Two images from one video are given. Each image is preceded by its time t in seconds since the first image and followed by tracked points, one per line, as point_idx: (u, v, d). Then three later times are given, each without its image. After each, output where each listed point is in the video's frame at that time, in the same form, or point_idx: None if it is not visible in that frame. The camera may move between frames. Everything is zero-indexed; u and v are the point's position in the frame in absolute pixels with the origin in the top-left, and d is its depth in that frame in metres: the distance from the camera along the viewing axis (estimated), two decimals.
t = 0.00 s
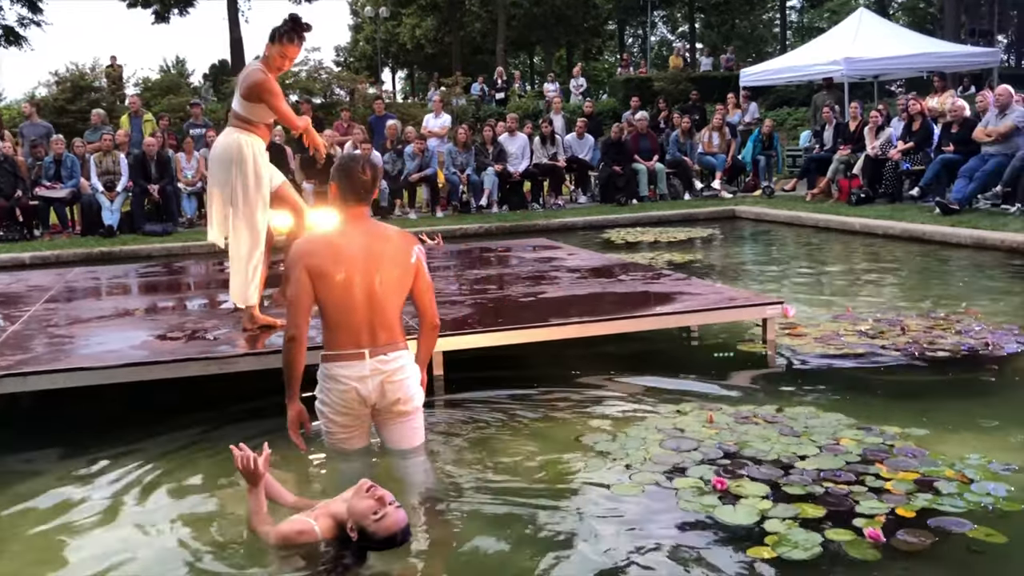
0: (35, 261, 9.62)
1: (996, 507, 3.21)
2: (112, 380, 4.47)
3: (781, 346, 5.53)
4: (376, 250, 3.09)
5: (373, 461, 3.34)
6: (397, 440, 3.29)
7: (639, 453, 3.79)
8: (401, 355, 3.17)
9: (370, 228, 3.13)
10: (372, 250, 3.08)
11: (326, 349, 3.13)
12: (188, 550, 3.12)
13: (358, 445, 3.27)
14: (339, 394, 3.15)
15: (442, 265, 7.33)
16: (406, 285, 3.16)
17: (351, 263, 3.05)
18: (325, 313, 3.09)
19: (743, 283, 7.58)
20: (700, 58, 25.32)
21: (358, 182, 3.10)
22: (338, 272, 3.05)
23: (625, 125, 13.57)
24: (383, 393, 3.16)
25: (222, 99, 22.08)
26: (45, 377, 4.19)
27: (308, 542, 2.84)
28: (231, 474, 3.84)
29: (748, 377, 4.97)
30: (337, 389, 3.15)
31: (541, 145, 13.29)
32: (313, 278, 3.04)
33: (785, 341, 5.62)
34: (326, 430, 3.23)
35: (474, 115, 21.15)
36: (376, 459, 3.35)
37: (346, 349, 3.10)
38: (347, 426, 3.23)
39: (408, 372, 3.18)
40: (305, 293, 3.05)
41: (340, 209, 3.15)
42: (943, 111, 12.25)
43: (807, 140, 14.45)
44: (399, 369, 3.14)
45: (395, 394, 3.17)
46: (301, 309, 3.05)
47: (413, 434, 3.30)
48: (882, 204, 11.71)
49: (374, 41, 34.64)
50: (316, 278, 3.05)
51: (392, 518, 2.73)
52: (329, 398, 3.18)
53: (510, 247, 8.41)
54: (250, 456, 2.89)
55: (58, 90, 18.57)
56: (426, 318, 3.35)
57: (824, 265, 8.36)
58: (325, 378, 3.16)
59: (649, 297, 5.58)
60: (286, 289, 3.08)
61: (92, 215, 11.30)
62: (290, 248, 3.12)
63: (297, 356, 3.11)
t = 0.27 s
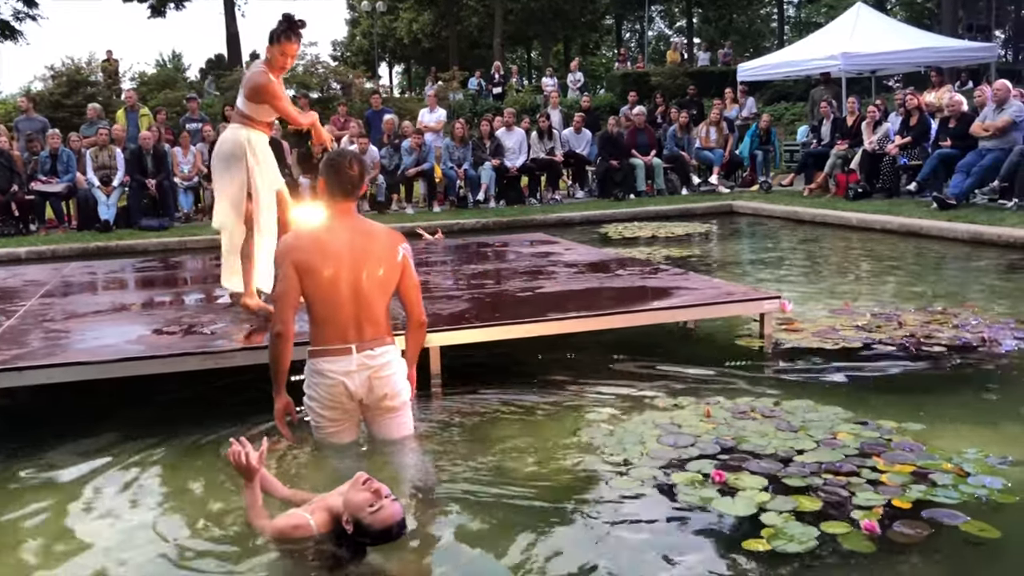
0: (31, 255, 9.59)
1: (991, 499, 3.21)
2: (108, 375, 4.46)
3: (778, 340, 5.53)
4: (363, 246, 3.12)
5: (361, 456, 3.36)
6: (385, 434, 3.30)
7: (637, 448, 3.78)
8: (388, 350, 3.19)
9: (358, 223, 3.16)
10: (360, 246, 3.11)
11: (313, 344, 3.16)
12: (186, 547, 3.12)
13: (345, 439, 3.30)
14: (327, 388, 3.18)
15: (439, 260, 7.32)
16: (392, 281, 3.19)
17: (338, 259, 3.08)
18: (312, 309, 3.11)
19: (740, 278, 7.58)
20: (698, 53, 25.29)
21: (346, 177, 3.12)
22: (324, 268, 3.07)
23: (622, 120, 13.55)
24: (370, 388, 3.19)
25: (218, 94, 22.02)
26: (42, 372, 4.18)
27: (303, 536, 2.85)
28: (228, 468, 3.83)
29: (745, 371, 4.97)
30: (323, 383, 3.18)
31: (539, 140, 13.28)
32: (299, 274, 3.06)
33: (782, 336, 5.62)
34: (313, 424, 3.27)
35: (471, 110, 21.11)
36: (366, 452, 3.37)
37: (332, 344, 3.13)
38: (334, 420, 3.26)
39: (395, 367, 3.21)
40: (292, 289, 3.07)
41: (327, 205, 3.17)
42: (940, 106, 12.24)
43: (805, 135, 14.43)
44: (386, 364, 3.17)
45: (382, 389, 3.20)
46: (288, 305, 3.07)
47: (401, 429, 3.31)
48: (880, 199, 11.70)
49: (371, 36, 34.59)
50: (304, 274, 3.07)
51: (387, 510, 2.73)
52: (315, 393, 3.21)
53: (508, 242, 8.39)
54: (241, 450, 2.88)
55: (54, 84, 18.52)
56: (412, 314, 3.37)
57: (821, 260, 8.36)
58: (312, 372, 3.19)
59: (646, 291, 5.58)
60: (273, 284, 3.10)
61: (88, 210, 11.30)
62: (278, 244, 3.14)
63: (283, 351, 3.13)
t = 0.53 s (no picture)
0: (31, 252, 9.61)
1: (987, 496, 3.23)
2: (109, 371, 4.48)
3: (777, 338, 5.55)
4: (356, 245, 3.14)
5: (356, 451, 3.40)
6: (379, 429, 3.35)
7: (636, 445, 3.81)
8: (381, 349, 3.23)
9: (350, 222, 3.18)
10: (354, 244, 3.14)
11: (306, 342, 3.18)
12: (188, 542, 3.15)
13: (341, 435, 3.32)
14: (323, 386, 3.21)
15: (439, 257, 7.34)
16: (385, 279, 3.22)
17: (333, 257, 3.10)
18: (306, 308, 3.13)
19: (738, 276, 7.60)
20: (697, 51, 25.30)
21: (341, 176, 3.14)
22: (319, 267, 3.09)
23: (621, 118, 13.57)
24: (364, 385, 3.23)
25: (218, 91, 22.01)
26: (43, 368, 4.20)
27: (302, 533, 2.86)
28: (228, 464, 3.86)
29: (743, 368, 4.99)
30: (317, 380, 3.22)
31: (538, 138, 13.32)
32: (294, 273, 3.08)
33: (780, 334, 5.65)
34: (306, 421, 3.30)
35: (471, 107, 21.12)
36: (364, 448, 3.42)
37: (326, 342, 3.16)
38: (329, 416, 3.29)
39: (387, 365, 3.25)
40: (286, 288, 3.08)
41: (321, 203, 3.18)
42: (939, 105, 12.27)
43: (803, 133, 14.45)
44: (380, 362, 3.21)
45: (375, 386, 3.24)
46: (281, 304, 3.09)
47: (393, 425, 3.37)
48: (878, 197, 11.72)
49: (370, 33, 34.58)
50: (298, 272, 3.08)
51: (387, 507, 2.75)
52: (309, 390, 3.24)
53: (507, 240, 8.42)
54: (240, 448, 2.91)
55: (53, 81, 18.55)
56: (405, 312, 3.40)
57: (819, 258, 8.38)
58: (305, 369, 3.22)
59: (646, 289, 5.60)
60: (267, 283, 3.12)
61: (88, 206, 11.33)
62: (272, 243, 3.15)
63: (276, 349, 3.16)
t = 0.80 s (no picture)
0: (30, 250, 9.60)
1: (987, 495, 3.23)
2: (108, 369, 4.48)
3: (777, 337, 5.55)
4: (354, 244, 3.13)
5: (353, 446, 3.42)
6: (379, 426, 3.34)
7: (635, 444, 3.80)
8: (379, 347, 3.22)
9: (348, 219, 3.16)
10: (352, 242, 3.12)
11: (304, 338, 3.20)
12: (187, 540, 3.14)
13: (340, 431, 3.32)
14: (321, 382, 3.20)
15: (439, 255, 7.33)
16: (384, 277, 3.20)
17: (330, 256, 3.10)
18: (303, 305, 3.14)
19: (739, 275, 7.59)
20: (697, 49, 25.28)
21: (341, 172, 3.12)
22: (315, 266, 3.09)
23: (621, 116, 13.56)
24: (361, 383, 3.22)
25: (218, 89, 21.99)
26: (42, 365, 4.20)
27: (300, 530, 2.87)
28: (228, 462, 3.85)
29: (744, 367, 4.98)
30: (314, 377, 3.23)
31: (539, 136, 13.28)
32: (290, 271, 3.09)
33: (780, 332, 5.64)
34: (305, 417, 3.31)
35: (471, 105, 21.10)
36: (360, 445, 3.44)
37: (323, 340, 3.16)
38: (328, 412, 3.29)
39: (385, 363, 3.24)
40: (282, 285, 3.09)
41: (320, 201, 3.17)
42: (939, 104, 12.26)
43: (804, 132, 14.44)
44: (377, 361, 3.21)
45: (373, 384, 3.24)
46: (277, 302, 3.10)
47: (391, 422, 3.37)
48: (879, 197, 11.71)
49: (371, 31, 34.56)
50: (294, 270, 3.09)
51: (387, 504, 2.74)
52: (307, 387, 3.25)
53: (507, 238, 8.41)
54: (239, 445, 2.91)
55: (53, 78, 18.56)
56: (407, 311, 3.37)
57: (820, 257, 8.37)
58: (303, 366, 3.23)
59: (646, 288, 5.59)
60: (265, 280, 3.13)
61: (88, 203, 11.32)
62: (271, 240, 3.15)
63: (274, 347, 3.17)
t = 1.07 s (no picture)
0: (30, 248, 9.60)
1: (987, 496, 3.23)
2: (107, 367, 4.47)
3: (776, 337, 5.55)
4: (356, 243, 3.14)
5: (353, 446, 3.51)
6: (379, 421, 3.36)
7: (634, 444, 3.80)
8: (380, 344, 3.24)
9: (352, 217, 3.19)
10: (353, 241, 3.14)
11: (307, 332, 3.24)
12: (186, 537, 3.14)
13: (339, 424, 3.35)
14: (320, 376, 3.23)
15: (438, 255, 7.33)
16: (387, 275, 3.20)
17: (331, 253, 3.13)
18: (306, 300, 3.18)
19: (739, 275, 7.60)
20: (697, 49, 25.28)
21: (347, 172, 3.15)
22: (315, 262, 3.12)
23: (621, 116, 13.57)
24: (362, 379, 3.24)
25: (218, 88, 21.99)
26: (41, 364, 4.19)
27: (300, 528, 2.88)
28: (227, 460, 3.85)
29: (743, 367, 4.98)
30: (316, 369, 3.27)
31: (538, 136, 13.30)
32: (292, 265, 3.13)
33: (780, 332, 5.64)
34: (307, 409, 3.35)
35: (471, 105, 21.11)
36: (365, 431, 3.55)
37: (324, 334, 3.19)
38: (329, 405, 3.31)
39: (385, 360, 3.25)
40: (284, 279, 3.15)
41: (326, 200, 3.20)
42: (939, 105, 12.27)
43: (803, 132, 14.44)
44: (377, 358, 3.22)
45: (373, 380, 3.26)
46: (280, 294, 3.16)
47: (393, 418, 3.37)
48: (879, 197, 11.71)
49: (371, 31, 34.56)
50: (297, 266, 3.13)
51: (386, 502, 2.76)
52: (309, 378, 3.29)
53: (507, 237, 8.41)
54: (238, 443, 2.91)
55: (54, 76, 18.57)
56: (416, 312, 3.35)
57: (820, 257, 8.37)
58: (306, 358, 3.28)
59: (645, 287, 5.59)
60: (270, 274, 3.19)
61: (87, 203, 11.30)
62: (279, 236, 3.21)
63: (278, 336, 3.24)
